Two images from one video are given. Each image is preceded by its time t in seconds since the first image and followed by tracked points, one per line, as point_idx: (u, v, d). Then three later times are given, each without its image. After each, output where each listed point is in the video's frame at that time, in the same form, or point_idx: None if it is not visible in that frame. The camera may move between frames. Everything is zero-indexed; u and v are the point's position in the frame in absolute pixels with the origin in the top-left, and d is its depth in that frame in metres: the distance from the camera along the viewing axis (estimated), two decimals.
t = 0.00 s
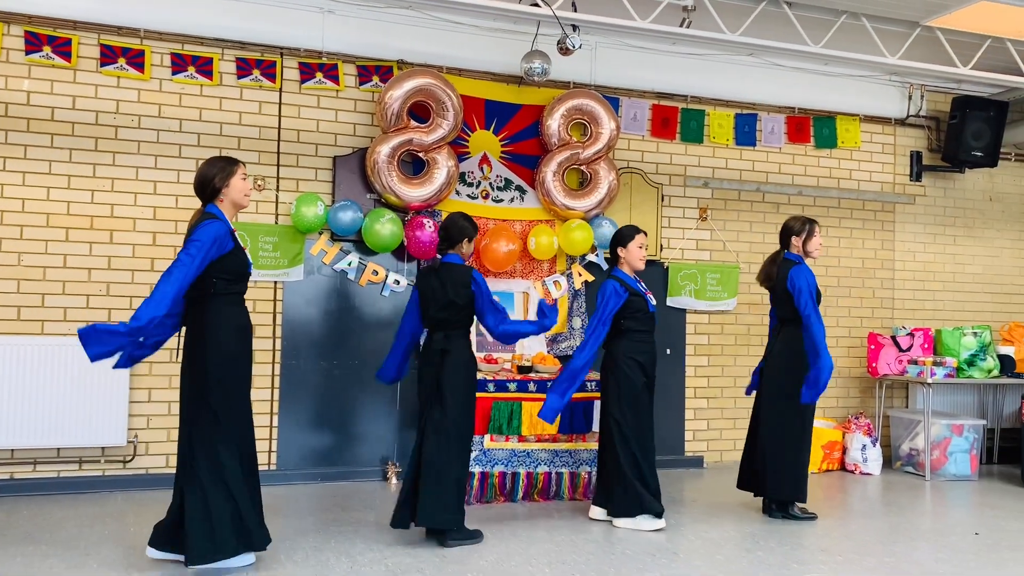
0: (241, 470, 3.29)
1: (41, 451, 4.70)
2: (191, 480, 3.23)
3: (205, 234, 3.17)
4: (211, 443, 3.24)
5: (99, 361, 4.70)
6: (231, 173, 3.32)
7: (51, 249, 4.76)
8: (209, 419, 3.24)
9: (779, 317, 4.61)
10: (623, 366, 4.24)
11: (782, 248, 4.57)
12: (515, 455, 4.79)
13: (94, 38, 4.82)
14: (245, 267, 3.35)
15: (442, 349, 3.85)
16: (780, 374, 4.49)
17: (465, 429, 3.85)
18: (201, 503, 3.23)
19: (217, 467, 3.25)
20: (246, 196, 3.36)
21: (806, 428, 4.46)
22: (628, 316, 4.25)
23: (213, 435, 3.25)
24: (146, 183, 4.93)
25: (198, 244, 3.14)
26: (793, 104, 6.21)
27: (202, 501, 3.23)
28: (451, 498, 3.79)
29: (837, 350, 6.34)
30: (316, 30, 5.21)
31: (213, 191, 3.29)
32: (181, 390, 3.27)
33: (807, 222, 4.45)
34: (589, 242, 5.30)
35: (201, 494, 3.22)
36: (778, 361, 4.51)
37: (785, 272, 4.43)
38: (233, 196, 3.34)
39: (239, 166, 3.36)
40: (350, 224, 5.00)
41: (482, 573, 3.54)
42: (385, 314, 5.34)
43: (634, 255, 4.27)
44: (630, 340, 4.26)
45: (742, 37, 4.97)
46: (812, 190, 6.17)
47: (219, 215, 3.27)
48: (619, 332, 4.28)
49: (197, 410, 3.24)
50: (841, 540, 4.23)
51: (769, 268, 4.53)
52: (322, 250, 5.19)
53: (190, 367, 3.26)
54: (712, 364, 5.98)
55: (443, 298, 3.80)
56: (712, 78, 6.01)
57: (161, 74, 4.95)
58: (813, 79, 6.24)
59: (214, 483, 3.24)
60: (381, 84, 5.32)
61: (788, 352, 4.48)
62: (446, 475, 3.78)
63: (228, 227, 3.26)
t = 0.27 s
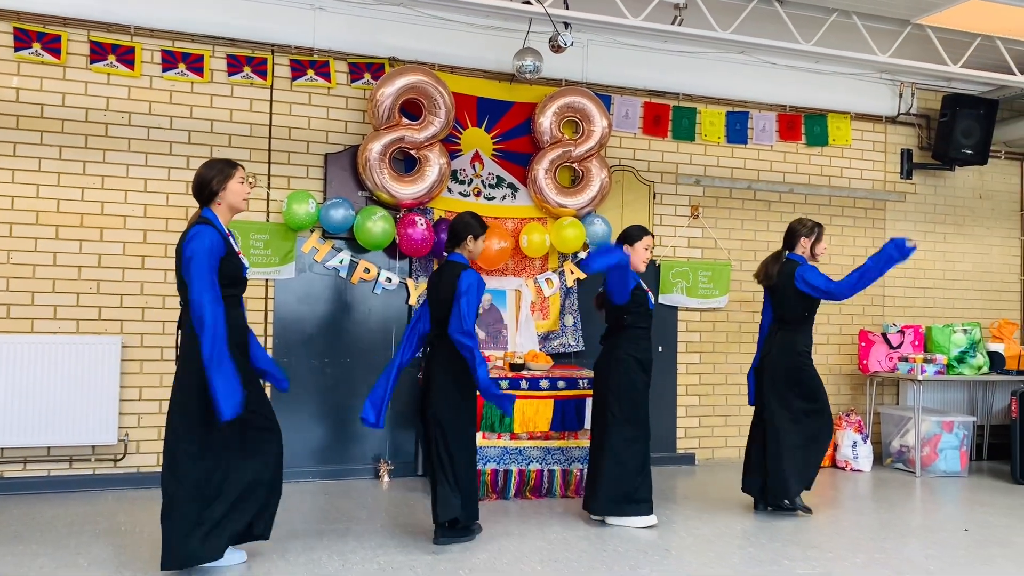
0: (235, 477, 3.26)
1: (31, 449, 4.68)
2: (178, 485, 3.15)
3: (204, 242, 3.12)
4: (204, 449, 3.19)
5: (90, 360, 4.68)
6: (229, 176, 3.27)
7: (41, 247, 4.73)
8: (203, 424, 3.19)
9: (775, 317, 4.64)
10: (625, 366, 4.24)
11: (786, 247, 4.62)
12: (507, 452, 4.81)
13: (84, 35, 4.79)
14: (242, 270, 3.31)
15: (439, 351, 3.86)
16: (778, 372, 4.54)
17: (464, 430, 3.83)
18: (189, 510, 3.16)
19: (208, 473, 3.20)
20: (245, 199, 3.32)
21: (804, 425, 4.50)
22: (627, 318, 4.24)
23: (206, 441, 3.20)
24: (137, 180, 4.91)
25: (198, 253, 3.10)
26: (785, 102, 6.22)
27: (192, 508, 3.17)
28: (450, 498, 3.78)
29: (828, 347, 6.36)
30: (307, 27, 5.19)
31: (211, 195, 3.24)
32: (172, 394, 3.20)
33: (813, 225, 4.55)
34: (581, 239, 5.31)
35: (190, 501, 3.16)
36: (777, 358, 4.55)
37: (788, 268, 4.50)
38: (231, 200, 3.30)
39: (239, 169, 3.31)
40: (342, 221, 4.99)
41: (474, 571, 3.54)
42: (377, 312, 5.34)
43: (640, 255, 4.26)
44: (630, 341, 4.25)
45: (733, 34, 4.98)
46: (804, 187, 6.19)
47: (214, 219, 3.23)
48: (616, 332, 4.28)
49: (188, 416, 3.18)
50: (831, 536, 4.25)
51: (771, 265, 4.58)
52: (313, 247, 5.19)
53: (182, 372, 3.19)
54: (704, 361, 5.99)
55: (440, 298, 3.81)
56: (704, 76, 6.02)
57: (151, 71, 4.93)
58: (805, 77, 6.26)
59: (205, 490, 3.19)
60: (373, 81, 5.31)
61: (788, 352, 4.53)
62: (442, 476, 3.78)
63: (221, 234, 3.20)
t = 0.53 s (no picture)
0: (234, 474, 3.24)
1: (24, 448, 4.66)
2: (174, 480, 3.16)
3: (217, 232, 3.13)
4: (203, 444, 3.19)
5: (83, 358, 4.67)
6: (236, 171, 3.26)
7: (35, 245, 4.72)
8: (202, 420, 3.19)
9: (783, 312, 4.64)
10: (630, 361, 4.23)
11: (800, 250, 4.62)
12: (502, 451, 4.82)
13: (77, 32, 4.78)
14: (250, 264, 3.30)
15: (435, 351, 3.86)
16: (788, 372, 4.52)
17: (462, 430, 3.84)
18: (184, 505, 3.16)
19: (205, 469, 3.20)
20: (252, 193, 3.30)
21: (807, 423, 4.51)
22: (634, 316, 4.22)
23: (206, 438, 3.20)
24: (130, 178, 4.89)
25: (212, 242, 3.12)
26: (779, 100, 6.23)
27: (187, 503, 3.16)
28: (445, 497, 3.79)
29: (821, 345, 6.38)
30: (301, 25, 5.18)
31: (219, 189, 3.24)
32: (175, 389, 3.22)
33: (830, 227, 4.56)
34: (575, 237, 5.31)
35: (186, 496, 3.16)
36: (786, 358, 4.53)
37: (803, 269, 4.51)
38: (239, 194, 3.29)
39: (246, 163, 3.30)
40: (336, 220, 4.98)
41: (468, 569, 3.54)
42: (372, 310, 5.33)
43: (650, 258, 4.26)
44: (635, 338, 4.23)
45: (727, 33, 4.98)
46: (798, 186, 6.20)
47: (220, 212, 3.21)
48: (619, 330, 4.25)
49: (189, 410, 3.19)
50: (825, 534, 4.26)
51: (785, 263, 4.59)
52: (307, 245, 5.18)
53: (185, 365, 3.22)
54: (698, 359, 6.00)
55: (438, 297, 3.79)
56: (698, 74, 6.02)
57: (145, 69, 4.91)
58: (799, 75, 6.27)
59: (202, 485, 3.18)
60: (367, 79, 5.30)
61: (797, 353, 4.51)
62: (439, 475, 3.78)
63: (229, 226, 3.19)
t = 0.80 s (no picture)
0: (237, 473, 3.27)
1: (21, 446, 4.66)
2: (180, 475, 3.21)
3: (235, 230, 3.19)
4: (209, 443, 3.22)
5: (80, 356, 4.66)
6: (257, 172, 3.35)
7: (31, 243, 4.72)
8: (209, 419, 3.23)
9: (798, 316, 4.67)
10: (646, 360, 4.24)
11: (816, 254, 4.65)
12: (499, 449, 4.82)
13: (75, 30, 4.77)
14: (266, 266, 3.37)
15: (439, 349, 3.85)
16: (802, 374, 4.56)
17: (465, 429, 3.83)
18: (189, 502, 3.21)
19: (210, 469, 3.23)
20: (272, 194, 3.39)
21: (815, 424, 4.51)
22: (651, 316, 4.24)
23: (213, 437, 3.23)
24: (128, 176, 4.89)
25: (227, 239, 3.17)
26: (777, 100, 6.24)
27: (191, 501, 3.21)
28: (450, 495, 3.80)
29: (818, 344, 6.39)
30: (299, 23, 5.18)
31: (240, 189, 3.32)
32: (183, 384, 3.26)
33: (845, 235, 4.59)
34: (573, 237, 5.31)
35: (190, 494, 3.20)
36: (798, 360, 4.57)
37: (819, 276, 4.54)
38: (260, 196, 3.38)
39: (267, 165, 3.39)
40: (334, 218, 4.98)
41: (466, 567, 3.54)
42: (370, 309, 5.33)
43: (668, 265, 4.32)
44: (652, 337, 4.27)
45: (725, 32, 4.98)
46: (795, 185, 6.21)
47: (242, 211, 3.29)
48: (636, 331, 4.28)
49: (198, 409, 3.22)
50: (822, 533, 4.26)
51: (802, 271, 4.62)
52: (305, 244, 5.19)
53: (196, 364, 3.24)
54: (695, 359, 6.01)
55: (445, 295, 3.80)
56: (696, 74, 6.03)
57: (142, 67, 4.91)
58: (797, 75, 6.27)
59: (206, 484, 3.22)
60: (365, 77, 5.30)
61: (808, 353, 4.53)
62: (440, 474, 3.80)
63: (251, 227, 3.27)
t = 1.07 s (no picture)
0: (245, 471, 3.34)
1: (21, 443, 4.66)
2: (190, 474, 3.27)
3: (240, 234, 3.19)
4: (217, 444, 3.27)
5: (80, 354, 4.66)
6: (258, 170, 3.35)
7: (31, 240, 4.71)
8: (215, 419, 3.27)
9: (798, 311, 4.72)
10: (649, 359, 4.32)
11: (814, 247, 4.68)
12: (498, 448, 4.81)
13: (75, 27, 4.77)
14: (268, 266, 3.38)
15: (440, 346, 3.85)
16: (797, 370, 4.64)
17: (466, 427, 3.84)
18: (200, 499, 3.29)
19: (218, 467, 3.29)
20: (273, 191, 3.39)
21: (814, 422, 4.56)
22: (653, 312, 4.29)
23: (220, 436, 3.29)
24: (128, 173, 4.88)
25: (234, 244, 3.18)
26: (777, 100, 6.23)
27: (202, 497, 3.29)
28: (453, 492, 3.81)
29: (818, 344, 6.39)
30: (300, 21, 5.18)
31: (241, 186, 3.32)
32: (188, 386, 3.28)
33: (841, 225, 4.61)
34: (573, 236, 5.31)
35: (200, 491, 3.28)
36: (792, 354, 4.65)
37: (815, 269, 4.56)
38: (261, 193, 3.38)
39: (268, 163, 3.38)
40: (334, 216, 4.97)
41: (465, 565, 3.54)
42: (370, 307, 5.33)
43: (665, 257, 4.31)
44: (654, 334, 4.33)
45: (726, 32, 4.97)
46: (795, 185, 6.21)
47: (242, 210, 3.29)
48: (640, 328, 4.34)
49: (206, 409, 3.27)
50: (821, 533, 4.26)
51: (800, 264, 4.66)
52: (305, 242, 5.18)
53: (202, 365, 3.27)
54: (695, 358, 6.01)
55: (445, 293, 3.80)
56: (697, 73, 6.03)
57: (143, 64, 4.90)
58: (798, 75, 6.27)
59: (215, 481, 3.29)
60: (366, 76, 5.30)
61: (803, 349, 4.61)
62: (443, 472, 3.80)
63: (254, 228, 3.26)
